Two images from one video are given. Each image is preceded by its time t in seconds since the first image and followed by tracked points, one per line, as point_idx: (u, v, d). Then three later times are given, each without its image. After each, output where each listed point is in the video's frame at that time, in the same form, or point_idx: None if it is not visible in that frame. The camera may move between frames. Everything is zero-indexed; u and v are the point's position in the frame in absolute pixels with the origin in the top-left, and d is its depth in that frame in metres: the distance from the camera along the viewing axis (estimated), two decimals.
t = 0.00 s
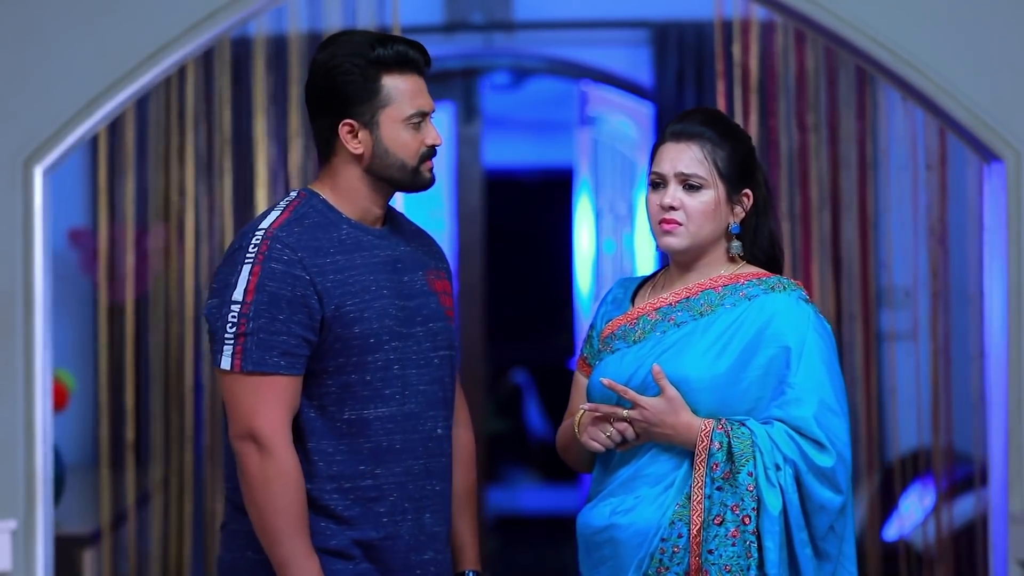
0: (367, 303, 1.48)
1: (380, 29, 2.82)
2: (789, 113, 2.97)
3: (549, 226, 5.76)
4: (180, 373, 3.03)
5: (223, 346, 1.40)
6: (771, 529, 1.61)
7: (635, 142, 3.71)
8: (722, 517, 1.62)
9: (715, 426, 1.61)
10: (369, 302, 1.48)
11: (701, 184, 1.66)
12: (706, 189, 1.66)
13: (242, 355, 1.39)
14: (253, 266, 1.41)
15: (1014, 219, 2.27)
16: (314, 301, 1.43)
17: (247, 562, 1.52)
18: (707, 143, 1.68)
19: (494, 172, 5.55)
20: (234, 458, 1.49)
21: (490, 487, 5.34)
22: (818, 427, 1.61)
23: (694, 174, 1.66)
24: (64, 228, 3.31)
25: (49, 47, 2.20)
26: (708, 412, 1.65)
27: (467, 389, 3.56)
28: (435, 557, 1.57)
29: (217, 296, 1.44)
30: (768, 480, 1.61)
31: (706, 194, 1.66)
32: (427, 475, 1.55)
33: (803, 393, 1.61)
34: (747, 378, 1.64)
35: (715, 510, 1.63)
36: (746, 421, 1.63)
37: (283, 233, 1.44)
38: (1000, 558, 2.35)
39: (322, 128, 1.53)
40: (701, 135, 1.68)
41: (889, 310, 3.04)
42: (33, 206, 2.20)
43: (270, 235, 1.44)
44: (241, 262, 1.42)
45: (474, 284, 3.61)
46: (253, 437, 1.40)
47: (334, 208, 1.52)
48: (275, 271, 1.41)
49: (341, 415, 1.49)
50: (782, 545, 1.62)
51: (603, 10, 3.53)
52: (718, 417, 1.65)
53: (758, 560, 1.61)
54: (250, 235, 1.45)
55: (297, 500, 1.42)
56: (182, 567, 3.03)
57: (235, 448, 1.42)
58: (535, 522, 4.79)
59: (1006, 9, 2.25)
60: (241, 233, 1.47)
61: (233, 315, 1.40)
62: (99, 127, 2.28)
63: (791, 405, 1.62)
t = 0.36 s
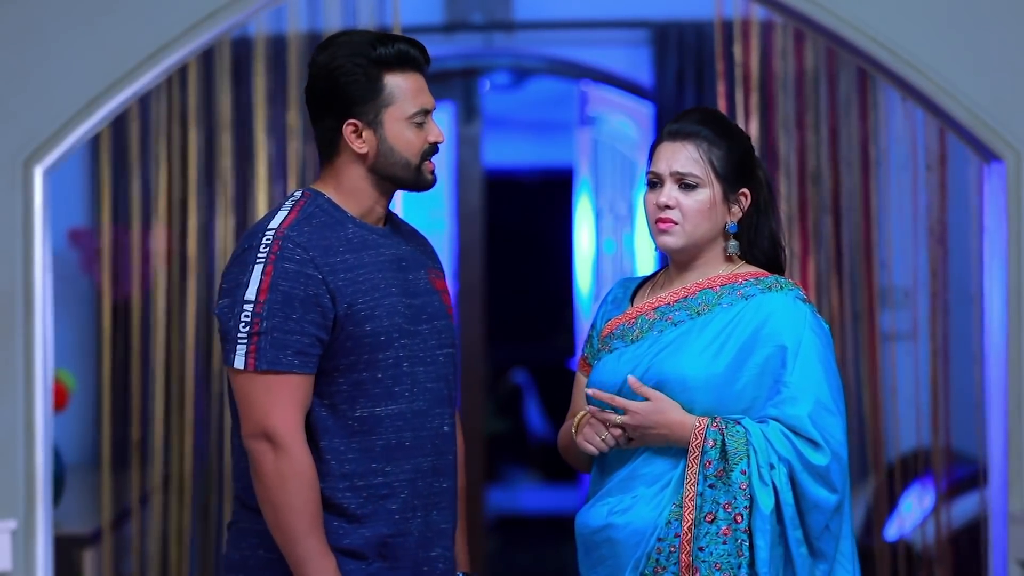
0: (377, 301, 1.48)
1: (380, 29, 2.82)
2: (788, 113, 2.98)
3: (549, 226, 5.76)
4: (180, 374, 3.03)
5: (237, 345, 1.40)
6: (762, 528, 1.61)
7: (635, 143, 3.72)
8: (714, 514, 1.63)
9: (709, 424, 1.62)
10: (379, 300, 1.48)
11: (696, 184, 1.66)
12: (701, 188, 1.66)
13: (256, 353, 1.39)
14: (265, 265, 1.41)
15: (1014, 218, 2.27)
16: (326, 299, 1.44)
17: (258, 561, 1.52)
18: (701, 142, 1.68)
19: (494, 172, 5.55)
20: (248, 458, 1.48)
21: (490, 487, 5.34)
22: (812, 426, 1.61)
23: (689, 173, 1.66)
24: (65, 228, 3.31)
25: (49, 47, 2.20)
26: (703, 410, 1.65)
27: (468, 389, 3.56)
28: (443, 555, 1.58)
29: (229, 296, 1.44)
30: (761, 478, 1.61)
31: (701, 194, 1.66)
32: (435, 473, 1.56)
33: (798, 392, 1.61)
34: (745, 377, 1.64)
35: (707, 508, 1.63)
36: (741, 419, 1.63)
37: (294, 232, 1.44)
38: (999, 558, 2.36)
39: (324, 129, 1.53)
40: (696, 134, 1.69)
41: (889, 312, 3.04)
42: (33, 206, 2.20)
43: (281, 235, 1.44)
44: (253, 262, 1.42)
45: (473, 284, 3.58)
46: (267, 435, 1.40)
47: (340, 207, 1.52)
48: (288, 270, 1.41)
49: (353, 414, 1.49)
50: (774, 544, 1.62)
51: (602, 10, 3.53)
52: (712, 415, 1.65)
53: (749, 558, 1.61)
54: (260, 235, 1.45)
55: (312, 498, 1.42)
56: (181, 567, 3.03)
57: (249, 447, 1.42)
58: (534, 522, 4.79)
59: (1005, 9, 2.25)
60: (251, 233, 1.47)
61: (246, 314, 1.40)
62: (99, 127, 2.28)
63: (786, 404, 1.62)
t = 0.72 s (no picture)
0: (381, 302, 1.48)
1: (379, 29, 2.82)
2: (789, 112, 2.98)
3: (550, 226, 5.76)
4: (180, 373, 3.03)
5: (241, 346, 1.40)
6: (756, 527, 1.61)
7: (635, 143, 3.72)
8: (708, 513, 1.63)
9: (705, 424, 1.62)
10: (383, 301, 1.48)
11: (696, 184, 1.66)
12: (701, 188, 1.66)
13: (260, 354, 1.39)
14: (269, 267, 1.41)
15: (1014, 218, 2.27)
16: (330, 301, 1.44)
17: (264, 560, 1.52)
18: (700, 142, 1.68)
19: (495, 172, 5.55)
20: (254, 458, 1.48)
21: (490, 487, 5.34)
22: (809, 427, 1.61)
23: (689, 173, 1.66)
24: (65, 229, 3.31)
25: (49, 47, 2.20)
26: (700, 408, 1.65)
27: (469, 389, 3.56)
28: (447, 554, 1.58)
29: (234, 298, 1.44)
30: (757, 478, 1.62)
31: (700, 194, 1.66)
32: (439, 473, 1.56)
33: (797, 392, 1.62)
34: (744, 378, 1.64)
35: (701, 506, 1.63)
36: (739, 419, 1.64)
37: (298, 234, 1.44)
38: (999, 558, 2.36)
39: (329, 134, 1.53)
40: (696, 134, 1.68)
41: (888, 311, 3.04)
42: (33, 206, 2.20)
43: (285, 236, 1.44)
44: (256, 264, 1.42)
45: (474, 284, 3.59)
46: (271, 432, 1.40)
47: (344, 208, 1.52)
48: (291, 272, 1.41)
49: (358, 414, 1.49)
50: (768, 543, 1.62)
51: (602, 11, 3.53)
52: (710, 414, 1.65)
53: (742, 558, 1.61)
54: (264, 237, 1.45)
55: (322, 490, 1.41)
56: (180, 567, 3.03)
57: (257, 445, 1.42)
58: (535, 522, 4.79)
59: (1005, 9, 2.25)
60: (255, 235, 1.47)
61: (250, 316, 1.40)
62: (99, 127, 2.28)
63: (783, 405, 1.62)
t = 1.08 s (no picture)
0: (384, 305, 1.48)
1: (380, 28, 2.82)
2: (788, 111, 2.98)
3: (550, 226, 5.76)
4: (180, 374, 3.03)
5: (242, 346, 1.40)
6: (759, 528, 1.61)
7: (635, 143, 3.71)
8: (710, 513, 1.63)
9: (706, 425, 1.62)
10: (386, 304, 1.48)
11: (696, 183, 1.66)
12: (702, 187, 1.66)
13: (261, 355, 1.38)
14: (273, 267, 1.41)
15: (1014, 219, 2.27)
16: (333, 303, 1.44)
17: (264, 562, 1.52)
18: (701, 142, 1.68)
19: (494, 172, 5.56)
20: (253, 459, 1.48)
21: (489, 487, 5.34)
22: (811, 427, 1.61)
23: (690, 173, 1.66)
24: (65, 228, 3.31)
25: (49, 46, 2.20)
26: (701, 408, 1.65)
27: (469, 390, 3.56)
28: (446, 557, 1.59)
29: (236, 296, 1.44)
30: (759, 478, 1.62)
31: (701, 193, 1.66)
32: (438, 476, 1.56)
33: (798, 393, 1.62)
34: (746, 379, 1.64)
35: (704, 506, 1.63)
36: (741, 420, 1.64)
37: (303, 235, 1.44)
38: (999, 558, 2.36)
39: (338, 136, 1.53)
40: (696, 134, 1.69)
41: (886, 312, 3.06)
42: (33, 206, 2.20)
43: (290, 237, 1.44)
44: (261, 263, 1.42)
45: (474, 284, 3.60)
46: (269, 437, 1.40)
47: (351, 209, 1.52)
48: (295, 272, 1.41)
49: (357, 416, 1.48)
50: (770, 544, 1.62)
51: (602, 11, 3.53)
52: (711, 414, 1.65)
53: (745, 558, 1.61)
54: (269, 237, 1.45)
55: (314, 502, 1.42)
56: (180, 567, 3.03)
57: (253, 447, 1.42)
58: (535, 522, 4.79)
59: (1005, 9, 2.25)
60: (261, 234, 1.48)
61: (252, 315, 1.40)
62: (99, 127, 2.28)
63: (785, 405, 1.62)
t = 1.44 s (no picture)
0: (389, 302, 1.48)
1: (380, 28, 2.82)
2: (788, 112, 2.97)
3: (550, 226, 5.76)
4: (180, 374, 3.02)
5: (251, 344, 1.40)
6: (760, 529, 1.61)
7: (635, 143, 3.71)
8: (712, 513, 1.63)
9: (708, 424, 1.62)
10: (391, 301, 1.48)
11: (697, 182, 1.66)
12: (702, 186, 1.66)
13: (271, 352, 1.39)
14: (281, 264, 1.41)
15: (1014, 219, 2.27)
16: (340, 300, 1.44)
17: (269, 564, 1.52)
18: (702, 140, 1.68)
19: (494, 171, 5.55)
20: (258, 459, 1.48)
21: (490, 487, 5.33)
22: (812, 428, 1.61)
23: (691, 171, 1.66)
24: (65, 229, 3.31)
25: (49, 47, 2.20)
26: (703, 408, 1.65)
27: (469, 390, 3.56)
28: (448, 557, 1.59)
29: (243, 294, 1.44)
30: (760, 478, 1.62)
31: (701, 192, 1.66)
32: (439, 475, 1.56)
33: (799, 393, 1.62)
34: (747, 379, 1.64)
35: (705, 506, 1.63)
36: (742, 419, 1.64)
37: (309, 232, 1.45)
38: (999, 558, 2.36)
39: (336, 133, 1.53)
40: (698, 133, 1.69)
41: (886, 311, 3.07)
42: (34, 207, 2.20)
43: (296, 234, 1.44)
44: (268, 261, 1.43)
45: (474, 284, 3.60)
46: (279, 434, 1.40)
47: (352, 208, 1.52)
48: (303, 269, 1.41)
49: (364, 414, 1.49)
50: (771, 544, 1.62)
51: (601, 10, 3.53)
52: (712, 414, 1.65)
53: (746, 558, 1.62)
54: (275, 235, 1.46)
55: (320, 499, 1.41)
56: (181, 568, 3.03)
57: (260, 445, 1.41)
58: (535, 522, 4.79)
59: (1003, 8, 2.25)
60: (266, 232, 1.48)
61: (261, 312, 1.40)
62: (99, 127, 2.28)
63: (785, 405, 1.62)
